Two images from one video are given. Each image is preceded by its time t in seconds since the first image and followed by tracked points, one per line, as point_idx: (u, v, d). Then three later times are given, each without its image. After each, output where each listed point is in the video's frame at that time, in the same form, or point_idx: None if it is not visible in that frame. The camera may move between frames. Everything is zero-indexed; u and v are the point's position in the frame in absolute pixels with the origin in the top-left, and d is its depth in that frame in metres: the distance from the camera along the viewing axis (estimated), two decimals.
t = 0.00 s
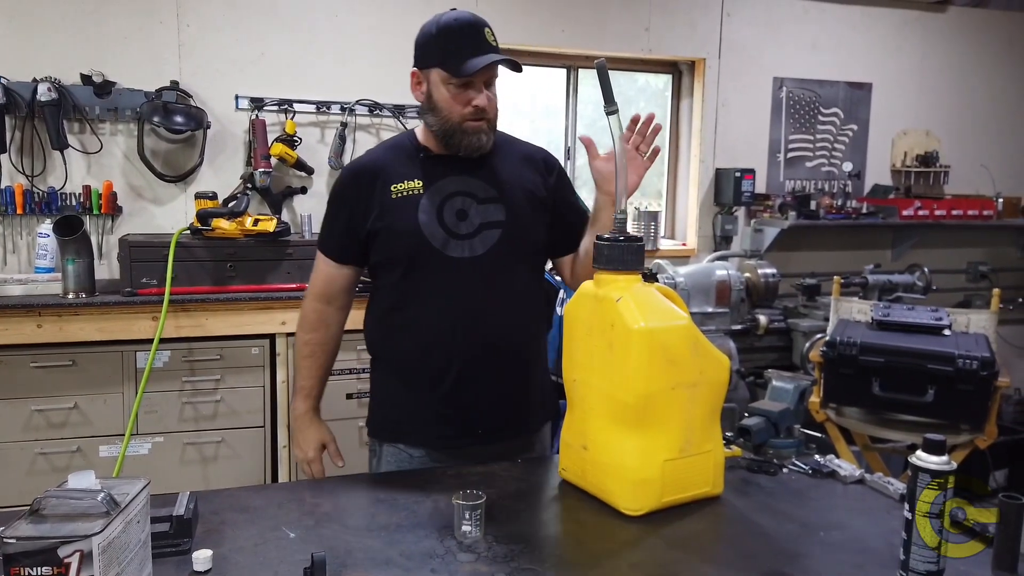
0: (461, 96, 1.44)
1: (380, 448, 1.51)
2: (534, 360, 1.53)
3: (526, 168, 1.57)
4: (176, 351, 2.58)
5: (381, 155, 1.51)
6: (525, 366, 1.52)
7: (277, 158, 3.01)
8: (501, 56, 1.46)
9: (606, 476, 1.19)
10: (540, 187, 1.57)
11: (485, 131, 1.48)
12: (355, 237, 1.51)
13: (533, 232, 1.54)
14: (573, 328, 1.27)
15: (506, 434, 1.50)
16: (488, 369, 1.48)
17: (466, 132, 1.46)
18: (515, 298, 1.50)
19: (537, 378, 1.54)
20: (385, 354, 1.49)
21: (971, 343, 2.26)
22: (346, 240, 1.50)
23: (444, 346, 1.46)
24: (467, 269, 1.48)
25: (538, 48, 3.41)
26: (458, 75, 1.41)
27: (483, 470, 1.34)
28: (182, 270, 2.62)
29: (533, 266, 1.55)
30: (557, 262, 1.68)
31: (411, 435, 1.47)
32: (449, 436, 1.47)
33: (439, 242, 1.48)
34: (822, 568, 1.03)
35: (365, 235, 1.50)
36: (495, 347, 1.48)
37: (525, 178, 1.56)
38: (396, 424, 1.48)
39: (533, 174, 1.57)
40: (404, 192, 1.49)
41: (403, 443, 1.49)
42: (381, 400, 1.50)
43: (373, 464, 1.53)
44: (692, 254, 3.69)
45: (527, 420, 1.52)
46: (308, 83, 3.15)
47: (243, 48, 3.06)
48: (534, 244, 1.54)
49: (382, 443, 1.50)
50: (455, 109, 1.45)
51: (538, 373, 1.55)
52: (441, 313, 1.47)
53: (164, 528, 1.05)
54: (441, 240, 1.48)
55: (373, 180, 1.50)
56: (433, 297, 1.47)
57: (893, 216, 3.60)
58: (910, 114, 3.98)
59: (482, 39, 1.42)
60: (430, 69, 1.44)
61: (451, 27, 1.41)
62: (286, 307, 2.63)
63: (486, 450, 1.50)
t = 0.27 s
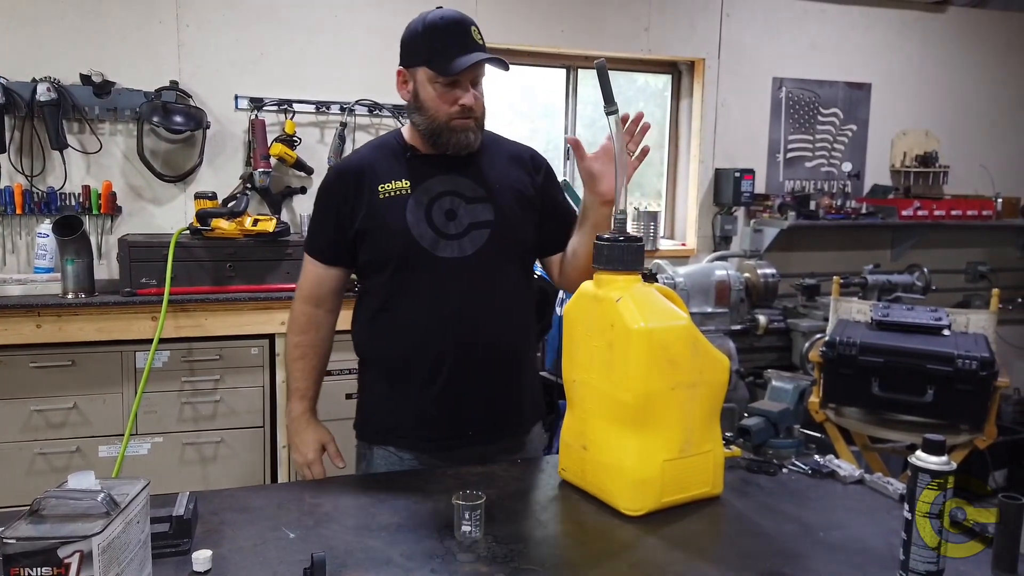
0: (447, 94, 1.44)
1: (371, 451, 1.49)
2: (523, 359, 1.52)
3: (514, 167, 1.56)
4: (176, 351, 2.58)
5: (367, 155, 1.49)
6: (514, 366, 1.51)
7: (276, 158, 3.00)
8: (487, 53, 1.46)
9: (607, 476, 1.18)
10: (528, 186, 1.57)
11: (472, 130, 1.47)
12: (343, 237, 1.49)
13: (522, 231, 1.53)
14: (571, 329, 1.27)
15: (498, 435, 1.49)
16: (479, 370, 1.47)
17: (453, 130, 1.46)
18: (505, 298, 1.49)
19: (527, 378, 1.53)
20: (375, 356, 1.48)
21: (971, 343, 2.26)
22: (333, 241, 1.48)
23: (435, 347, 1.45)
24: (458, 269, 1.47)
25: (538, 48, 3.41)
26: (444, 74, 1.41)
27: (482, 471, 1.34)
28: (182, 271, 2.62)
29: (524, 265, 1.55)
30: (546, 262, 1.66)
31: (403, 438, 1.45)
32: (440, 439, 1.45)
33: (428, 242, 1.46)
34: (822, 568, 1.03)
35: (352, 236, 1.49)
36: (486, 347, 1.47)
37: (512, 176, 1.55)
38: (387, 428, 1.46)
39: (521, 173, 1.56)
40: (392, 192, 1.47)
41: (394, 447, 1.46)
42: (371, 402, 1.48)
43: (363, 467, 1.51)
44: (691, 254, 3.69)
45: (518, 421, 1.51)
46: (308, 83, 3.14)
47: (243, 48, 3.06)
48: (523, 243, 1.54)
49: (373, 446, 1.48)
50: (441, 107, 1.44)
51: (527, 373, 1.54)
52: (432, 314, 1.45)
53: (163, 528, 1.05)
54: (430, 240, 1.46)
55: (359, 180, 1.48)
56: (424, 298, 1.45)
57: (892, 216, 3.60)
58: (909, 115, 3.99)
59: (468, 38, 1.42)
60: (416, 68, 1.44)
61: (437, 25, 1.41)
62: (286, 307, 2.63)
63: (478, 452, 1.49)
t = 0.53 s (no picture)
0: (434, 93, 1.43)
1: (362, 451, 1.48)
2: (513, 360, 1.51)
3: (503, 165, 1.55)
4: (175, 351, 2.58)
5: (356, 155, 1.49)
6: (505, 366, 1.49)
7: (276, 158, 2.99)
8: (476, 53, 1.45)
9: (605, 475, 1.19)
10: (519, 185, 1.55)
11: (459, 129, 1.46)
12: (332, 237, 1.48)
13: (512, 229, 1.52)
14: (570, 329, 1.27)
15: (490, 436, 1.48)
16: (469, 370, 1.46)
17: (439, 129, 1.44)
18: (496, 298, 1.48)
19: (517, 377, 1.52)
20: (364, 356, 1.47)
21: (970, 343, 2.26)
22: (322, 241, 1.47)
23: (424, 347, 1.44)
24: (448, 268, 1.46)
25: (537, 48, 3.41)
26: (431, 72, 1.40)
27: (481, 470, 1.34)
28: (181, 270, 2.62)
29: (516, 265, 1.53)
30: (534, 263, 1.63)
31: (391, 439, 1.44)
32: (430, 439, 1.44)
33: (418, 242, 1.45)
34: (822, 567, 1.03)
35: (342, 236, 1.48)
36: (477, 347, 1.46)
37: (502, 175, 1.54)
38: (376, 429, 1.45)
39: (510, 172, 1.55)
40: (381, 192, 1.46)
41: (384, 447, 1.45)
42: (360, 403, 1.47)
43: (353, 468, 1.49)
44: (691, 254, 3.70)
45: (510, 421, 1.50)
46: (307, 83, 3.14)
47: (242, 48, 3.06)
48: (514, 242, 1.52)
49: (364, 447, 1.47)
50: (428, 106, 1.44)
51: (518, 373, 1.53)
52: (422, 314, 1.44)
53: (163, 528, 1.05)
54: (420, 240, 1.46)
55: (348, 180, 1.47)
56: (413, 298, 1.44)
57: (891, 216, 3.60)
58: (909, 114, 3.99)
59: (456, 36, 1.41)
60: (404, 66, 1.43)
61: (425, 23, 1.40)
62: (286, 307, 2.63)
63: (468, 453, 1.48)
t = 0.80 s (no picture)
0: (411, 86, 1.42)
1: (348, 451, 1.47)
2: (500, 360, 1.50)
3: (491, 166, 1.54)
4: (173, 351, 2.58)
5: (344, 154, 1.49)
6: (491, 368, 1.48)
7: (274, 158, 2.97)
8: (458, 49, 1.44)
9: (604, 475, 1.19)
10: (508, 185, 1.55)
11: (435, 123, 1.43)
12: (320, 235, 1.48)
13: (500, 229, 1.51)
14: (569, 330, 1.27)
15: (477, 436, 1.47)
16: (456, 371, 1.45)
17: (414, 123, 1.42)
18: (483, 297, 1.47)
19: (505, 379, 1.51)
20: (348, 355, 1.46)
21: (969, 343, 2.27)
22: (310, 240, 1.47)
23: (409, 346, 1.43)
24: (435, 268, 1.45)
25: (536, 48, 3.41)
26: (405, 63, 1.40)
27: (480, 470, 1.34)
28: (180, 270, 2.62)
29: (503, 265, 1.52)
30: (527, 265, 1.61)
31: (375, 439, 1.43)
32: (415, 440, 1.43)
33: (405, 241, 1.45)
34: (821, 567, 1.03)
35: (329, 234, 1.47)
36: (463, 347, 1.45)
37: (491, 175, 1.53)
38: (359, 428, 1.44)
39: (498, 172, 1.54)
40: (369, 191, 1.46)
41: (368, 447, 1.45)
42: (346, 403, 1.46)
43: (342, 469, 1.48)
44: (690, 254, 3.70)
45: (496, 422, 1.49)
46: (305, 82, 3.14)
47: (241, 47, 3.05)
48: (502, 242, 1.51)
49: (350, 447, 1.46)
50: (404, 98, 1.42)
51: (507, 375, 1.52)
52: (408, 313, 1.43)
53: (161, 528, 1.05)
54: (406, 238, 1.45)
55: (337, 178, 1.47)
56: (398, 298, 1.43)
57: (890, 216, 3.60)
58: (907, 114, 3.99)
59: (434, 29, 1.40)
60: (384, 61, 1.44)
61: (404, 17, 1.41)
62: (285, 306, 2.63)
63: (453, 454, 1.47)
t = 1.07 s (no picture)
0: (394, 88, 1.43)
1: (325, 454, 1.48)
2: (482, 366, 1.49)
3: (477, 172, 1.54)
4: (172, 351, 2.58)
5: (332, 159, 1.49)
6: (472, 373, 1.47)
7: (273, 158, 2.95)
8: (441, 53, 1.45)
9: (603, 475, 1.19)
10: (494, 190, 1.54)
11: (418, 124, 1.43)
12: (305, 239, 1.48)
13: (484, 234, 1.50)
14: (568, 329, 1.27)
15: (455, 443, 1.46)
16: (436, 376, 1.44)
17: (397, 124, 1.43)
18: (465, 303, 1.46)
19: (487, 384, 1.50)
20: (328, 358, 1.46)
21: (967, 343, 2.27)
22: (296, 243, 1.48)
23: (388, 350, 1.43)
24: (417, 272, 1.44)
25: (535, 48, 3.41)
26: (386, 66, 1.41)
27: (478, 470, 1.35)
28: (178, 270, 2.61)
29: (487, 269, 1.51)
30: (513, 271, 1.60)
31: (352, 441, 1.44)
32: (393, 444, 1.44)
33: (388, 244, 1.44)
34: (819, 567, 1.03)
35: (315, 237, 1.47)
36: (443, 352, 1.44)
37: (477, 180, 1.52)
38: (337, 430, 1.45)
39: (485, 178, 1.53)
40: (354, 195, 1.46)
41: (346, 450, 1.45)
42: (323, 405, 1.47)
43: (320, 472, 1.48)
44: (689, 254, 3.70)
45: (477, 428, 1.48)
46: (304, 82, 3.14)
47: (240, 47, 3.05)
48: (487, 248, 1.50)
49: (326, 450, 1.47)
50: (387, 101, 1.43)
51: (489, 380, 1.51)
52: (390, 317, 1.43)
53: (160, 528, 1.05)
54: (389, 242, 1.45)
55: (323, 182, 1.48)
56: (381, 301, 1.43)
57: (890, 216, 3.60)
58: (906, 114, 3.99)
59: (415, 32, 1.41)
60: (369, 65, 1.46)
61: (386, 21, 1.43)
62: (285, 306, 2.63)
63: (432, 459, 1.46)
